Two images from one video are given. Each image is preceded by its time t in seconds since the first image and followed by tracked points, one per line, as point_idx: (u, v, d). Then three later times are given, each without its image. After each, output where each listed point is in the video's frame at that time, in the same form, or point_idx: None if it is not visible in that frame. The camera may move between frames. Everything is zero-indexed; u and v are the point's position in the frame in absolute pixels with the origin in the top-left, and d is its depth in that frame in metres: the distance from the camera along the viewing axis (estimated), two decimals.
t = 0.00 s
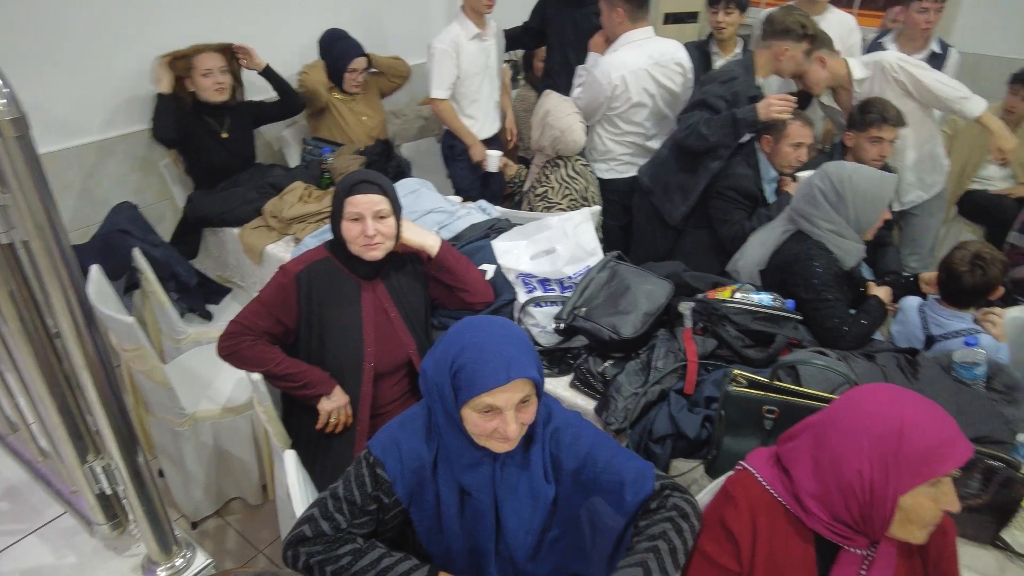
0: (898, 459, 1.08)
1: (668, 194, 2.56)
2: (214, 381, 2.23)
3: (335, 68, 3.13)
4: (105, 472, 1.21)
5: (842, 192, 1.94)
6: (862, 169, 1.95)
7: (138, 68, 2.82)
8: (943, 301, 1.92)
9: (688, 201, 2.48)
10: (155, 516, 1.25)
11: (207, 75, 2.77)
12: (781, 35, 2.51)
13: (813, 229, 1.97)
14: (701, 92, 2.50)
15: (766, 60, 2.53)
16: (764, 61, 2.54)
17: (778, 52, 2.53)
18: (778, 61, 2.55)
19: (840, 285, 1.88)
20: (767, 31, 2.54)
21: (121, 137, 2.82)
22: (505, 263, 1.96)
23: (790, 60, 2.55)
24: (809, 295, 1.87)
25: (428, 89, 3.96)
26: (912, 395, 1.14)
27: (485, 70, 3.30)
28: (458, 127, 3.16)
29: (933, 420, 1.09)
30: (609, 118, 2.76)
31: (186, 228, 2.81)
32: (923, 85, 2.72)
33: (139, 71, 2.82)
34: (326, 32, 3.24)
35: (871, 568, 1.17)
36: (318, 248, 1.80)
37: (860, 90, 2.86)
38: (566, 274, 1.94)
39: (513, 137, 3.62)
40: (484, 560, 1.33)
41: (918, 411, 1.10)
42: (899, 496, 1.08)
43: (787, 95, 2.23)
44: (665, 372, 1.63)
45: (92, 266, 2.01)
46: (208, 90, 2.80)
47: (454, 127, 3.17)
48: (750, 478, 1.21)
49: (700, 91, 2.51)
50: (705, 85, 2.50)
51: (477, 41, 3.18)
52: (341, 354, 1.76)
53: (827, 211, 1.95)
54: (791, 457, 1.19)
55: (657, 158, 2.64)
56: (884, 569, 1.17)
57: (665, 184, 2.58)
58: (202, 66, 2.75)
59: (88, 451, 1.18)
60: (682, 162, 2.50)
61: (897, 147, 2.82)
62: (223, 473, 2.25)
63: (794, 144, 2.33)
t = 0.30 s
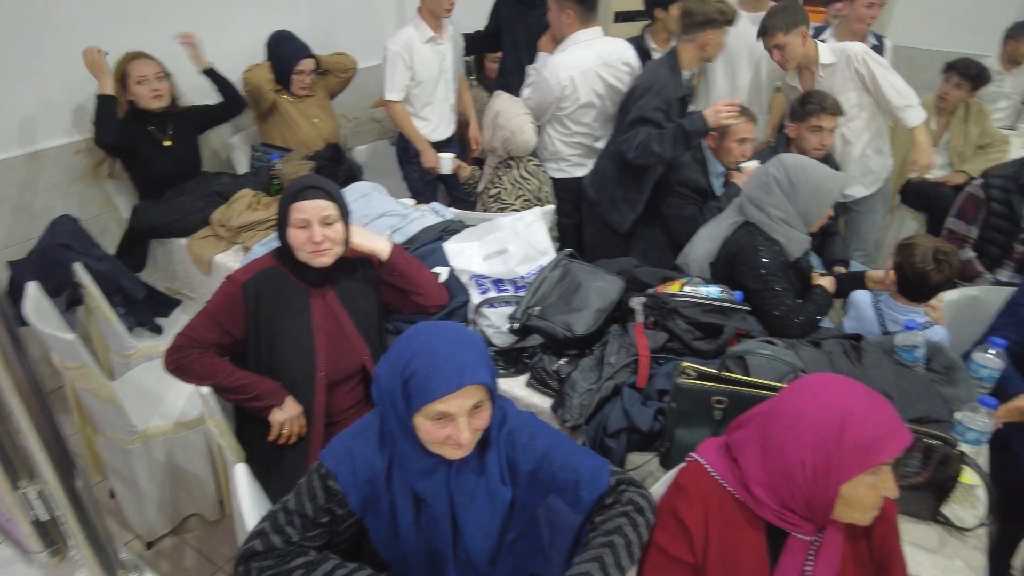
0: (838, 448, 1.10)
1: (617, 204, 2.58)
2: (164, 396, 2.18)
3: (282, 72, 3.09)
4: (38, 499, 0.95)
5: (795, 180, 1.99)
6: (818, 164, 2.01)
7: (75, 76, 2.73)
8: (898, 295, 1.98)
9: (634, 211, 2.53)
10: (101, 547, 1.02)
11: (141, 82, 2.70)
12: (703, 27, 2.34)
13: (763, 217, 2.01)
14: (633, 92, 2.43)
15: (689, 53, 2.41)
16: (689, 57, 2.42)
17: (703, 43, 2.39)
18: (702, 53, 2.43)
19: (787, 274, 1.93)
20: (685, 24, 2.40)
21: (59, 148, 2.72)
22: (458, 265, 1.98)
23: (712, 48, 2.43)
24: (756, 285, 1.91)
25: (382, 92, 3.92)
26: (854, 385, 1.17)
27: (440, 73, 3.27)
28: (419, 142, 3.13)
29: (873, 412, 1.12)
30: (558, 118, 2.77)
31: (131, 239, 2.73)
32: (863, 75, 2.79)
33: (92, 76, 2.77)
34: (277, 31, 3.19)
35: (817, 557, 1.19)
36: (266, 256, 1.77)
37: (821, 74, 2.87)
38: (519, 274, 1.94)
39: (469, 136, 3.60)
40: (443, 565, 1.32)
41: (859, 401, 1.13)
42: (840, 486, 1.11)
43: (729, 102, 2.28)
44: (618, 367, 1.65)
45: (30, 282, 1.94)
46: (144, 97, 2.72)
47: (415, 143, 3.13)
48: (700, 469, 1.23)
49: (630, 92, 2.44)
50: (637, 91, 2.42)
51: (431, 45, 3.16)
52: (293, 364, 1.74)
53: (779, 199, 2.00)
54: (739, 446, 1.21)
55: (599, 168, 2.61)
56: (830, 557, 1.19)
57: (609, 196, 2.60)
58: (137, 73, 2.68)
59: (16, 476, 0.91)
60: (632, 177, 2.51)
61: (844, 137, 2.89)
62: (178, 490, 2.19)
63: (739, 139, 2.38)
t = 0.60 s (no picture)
0: (760, 448, 1.10)
1: (558, 224, 2.51)
2: (100, 416, 2.09)
3: (221, 75, 3.03)
4: None
5: (721, 174, 1.98)
6: (740, 151, 2.00)
7: None
8: (850, 292, 1.94)
9: (574, 229, 2.49)
10: None
11: (74, 94, 2.60)
12: (620, 25, 2.26)
13: (699, 213, 2.01)
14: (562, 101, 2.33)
15: (611, 55, 2.34)
16: (608, 57, 2.34)
17: (621, 42, 2.32)
18: (623, 53, 2.35)
19: (729, 266, 1.95)
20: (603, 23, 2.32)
21: None
22: (399, 270, 1.95)
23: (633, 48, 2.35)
24: (700, 279, 1.92)
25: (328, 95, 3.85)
26: (785, 384, 1.16)
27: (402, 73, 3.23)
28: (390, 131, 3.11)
29: (800, 415, 1.10)
30: (505, 119, 2.73)
31: (63, 254, 2.62)
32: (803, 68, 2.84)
33: (15, 85, 2.64)
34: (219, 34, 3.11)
35: (752, 554, 1.19)
36: (197, 268, 1.72)
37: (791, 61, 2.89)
38: (460, 277, 1.93)
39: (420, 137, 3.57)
40: None
41: (786, 401, 1.12)
42: (761, 486, 1.10)
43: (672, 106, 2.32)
44: (561, 367, 1.64)
45: None
46: (76, 109, 2.62)
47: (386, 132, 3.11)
48: (636, 468, 1.22)
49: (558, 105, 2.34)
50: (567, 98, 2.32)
51: (393, 45, 3.13)
52: (228, 378, 1.69)
53: (710, 195, 1.99)
54: (671, 444, 1.22)
55: (536, 180, 2.51)
56: (764, 550, 1.18)
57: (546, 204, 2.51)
58: (69, 85, 2.58)
59: None
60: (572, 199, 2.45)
61: (802, 129, 2.95)
62: (119, 514, 2.10)
63: (678, 135, 2.40)
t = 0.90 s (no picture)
0: (674, 477, 1.00)
1: (506, 227, 2.46)
2: (36, 441, 1.99)
3: (159, 81, 2.93)
4: None
5: (652, 167, 1.99)
6: (673, 145, 1.98)
7: None
8: (795, 278, 1.96)
9: (531, 233, 2.46)
10: None
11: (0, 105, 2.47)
12: (542, 21, 2.23)
13: (635, 207, 2.02)
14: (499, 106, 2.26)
15: (538, 53, 2.31)
16: (536, 56, 2.32)
17: (547, 38, 2.28)
18: (552, 50, 2.32)
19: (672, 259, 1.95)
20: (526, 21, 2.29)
21: None
22: (342, 275, 1.89)
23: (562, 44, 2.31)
24: (647, 276, 1.91)
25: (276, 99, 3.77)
26: (746, 429, 1.02)
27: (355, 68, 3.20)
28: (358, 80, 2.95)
29: (724, 456, 0.98)
30: (450, 119, 2.70)
31: None
32: (762, 60, 2.84)
33: None
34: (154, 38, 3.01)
35: (677, 564, 1.14)
36: (127, 281, 1.64)
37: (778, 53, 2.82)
38: (405, 280, 1.89)
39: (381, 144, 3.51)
40: None
41: (725, 442, 0.99)
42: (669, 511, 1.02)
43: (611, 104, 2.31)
44: (509, 368, 1.61)
45: None
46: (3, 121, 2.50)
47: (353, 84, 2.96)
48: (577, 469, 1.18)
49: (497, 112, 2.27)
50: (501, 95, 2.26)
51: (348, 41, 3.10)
52: (163, 393, 1.62)
53: (645, 188, 2.00)
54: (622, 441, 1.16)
55: (480, 194, 2.46)
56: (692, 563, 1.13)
57: (488, 210, 2.47)
58: None
59: None
60: (520, 204, 2.40)
61: (778, 125, 2.93)
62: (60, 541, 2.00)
63: (625, 129, 2.53)
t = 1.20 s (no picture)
0: (655, 487, 0.99)
1: (470, 228, 2.43)
2: None
3: (108, 86, 2.81)
4: None
5: (606, 167, 1.99)
6: (628, 144, 1.99)
7: None
8: (755, 267, 1.99)
9: (496, 231, 2.43)
10: None
11: None
12: (482, 16, 2.20)
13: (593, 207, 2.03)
14: (452, 102, 2.24)
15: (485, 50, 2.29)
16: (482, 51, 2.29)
17: (488, 33, 2.25)
18: (496, 46, 2.28)
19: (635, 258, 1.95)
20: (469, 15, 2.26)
21: None
22: (305, 282, 1.81)
23: (505, 41, 2.27)
24: (610, 275, 1.92)
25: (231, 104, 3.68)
26: (728, 440, 1.01)
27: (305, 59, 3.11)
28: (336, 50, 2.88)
29: (708, 470, 0.97)
30: (402, 118, 2.69)
31: None
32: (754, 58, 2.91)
33: None
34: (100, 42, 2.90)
35: (656, 566, 1.11)
36: (79, 295, 1.58)
37: (773, 54, 2.89)
38: (370, 285, 1.84)
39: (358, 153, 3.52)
40: None
41: (705, 448, 0.99)
42: (651, 522, 1.01)
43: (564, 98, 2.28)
44: (479, 371, 1.59)
45: None
46: None
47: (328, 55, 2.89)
48: (553, 474, 1.16)
49: (451, 106, 2.25)
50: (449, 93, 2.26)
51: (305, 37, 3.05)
52: (126, 414, 1.56)
53: (602, 188, 2.00)
54: (598, 447, 1.15)
55: (440, 200, 2.42)
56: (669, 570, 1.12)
57: (451, 216, 2.44)
58: None
59: None
60: (485, 201, 2.37)
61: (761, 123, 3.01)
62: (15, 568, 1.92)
63: (584, 128, 2.54)
